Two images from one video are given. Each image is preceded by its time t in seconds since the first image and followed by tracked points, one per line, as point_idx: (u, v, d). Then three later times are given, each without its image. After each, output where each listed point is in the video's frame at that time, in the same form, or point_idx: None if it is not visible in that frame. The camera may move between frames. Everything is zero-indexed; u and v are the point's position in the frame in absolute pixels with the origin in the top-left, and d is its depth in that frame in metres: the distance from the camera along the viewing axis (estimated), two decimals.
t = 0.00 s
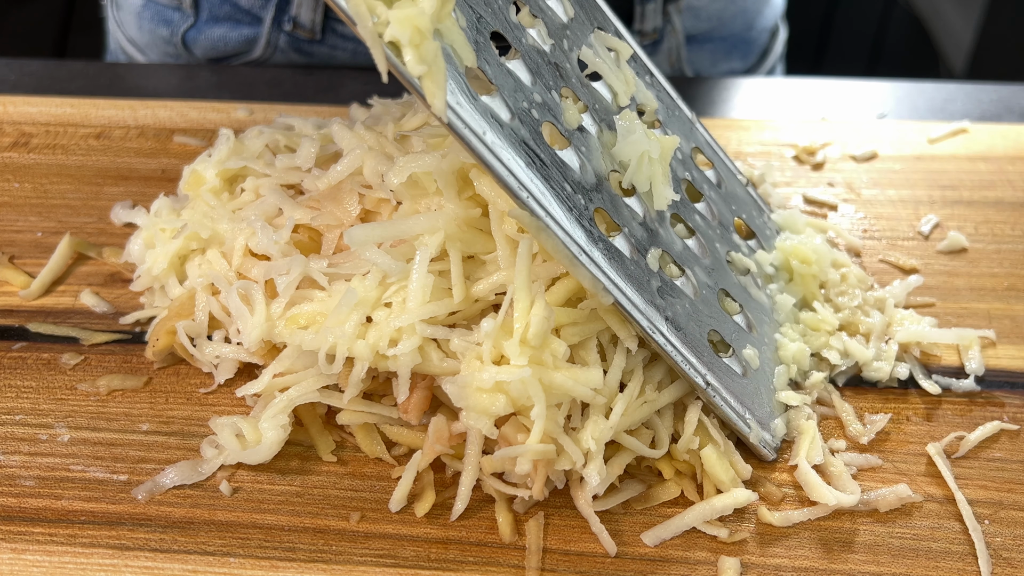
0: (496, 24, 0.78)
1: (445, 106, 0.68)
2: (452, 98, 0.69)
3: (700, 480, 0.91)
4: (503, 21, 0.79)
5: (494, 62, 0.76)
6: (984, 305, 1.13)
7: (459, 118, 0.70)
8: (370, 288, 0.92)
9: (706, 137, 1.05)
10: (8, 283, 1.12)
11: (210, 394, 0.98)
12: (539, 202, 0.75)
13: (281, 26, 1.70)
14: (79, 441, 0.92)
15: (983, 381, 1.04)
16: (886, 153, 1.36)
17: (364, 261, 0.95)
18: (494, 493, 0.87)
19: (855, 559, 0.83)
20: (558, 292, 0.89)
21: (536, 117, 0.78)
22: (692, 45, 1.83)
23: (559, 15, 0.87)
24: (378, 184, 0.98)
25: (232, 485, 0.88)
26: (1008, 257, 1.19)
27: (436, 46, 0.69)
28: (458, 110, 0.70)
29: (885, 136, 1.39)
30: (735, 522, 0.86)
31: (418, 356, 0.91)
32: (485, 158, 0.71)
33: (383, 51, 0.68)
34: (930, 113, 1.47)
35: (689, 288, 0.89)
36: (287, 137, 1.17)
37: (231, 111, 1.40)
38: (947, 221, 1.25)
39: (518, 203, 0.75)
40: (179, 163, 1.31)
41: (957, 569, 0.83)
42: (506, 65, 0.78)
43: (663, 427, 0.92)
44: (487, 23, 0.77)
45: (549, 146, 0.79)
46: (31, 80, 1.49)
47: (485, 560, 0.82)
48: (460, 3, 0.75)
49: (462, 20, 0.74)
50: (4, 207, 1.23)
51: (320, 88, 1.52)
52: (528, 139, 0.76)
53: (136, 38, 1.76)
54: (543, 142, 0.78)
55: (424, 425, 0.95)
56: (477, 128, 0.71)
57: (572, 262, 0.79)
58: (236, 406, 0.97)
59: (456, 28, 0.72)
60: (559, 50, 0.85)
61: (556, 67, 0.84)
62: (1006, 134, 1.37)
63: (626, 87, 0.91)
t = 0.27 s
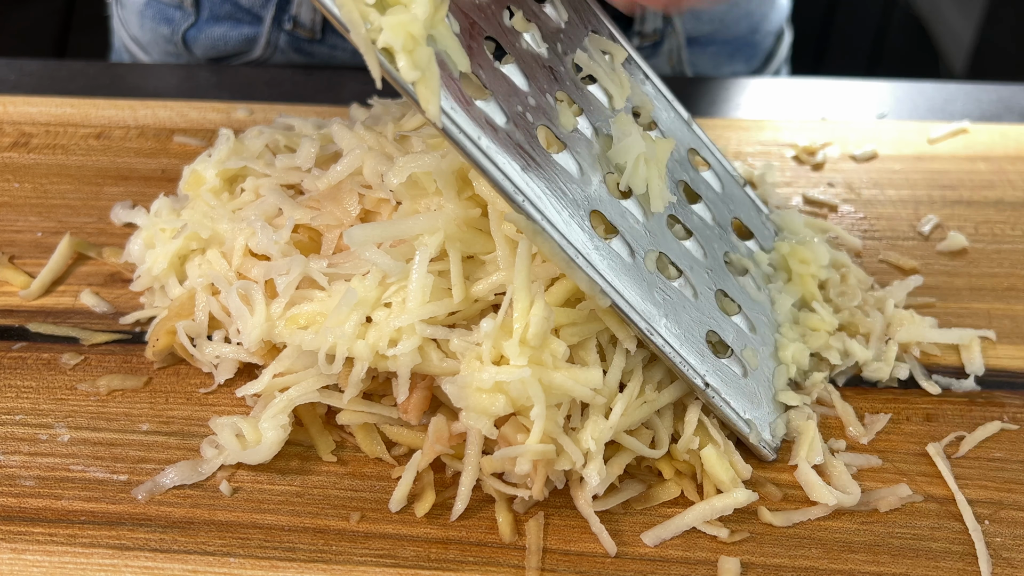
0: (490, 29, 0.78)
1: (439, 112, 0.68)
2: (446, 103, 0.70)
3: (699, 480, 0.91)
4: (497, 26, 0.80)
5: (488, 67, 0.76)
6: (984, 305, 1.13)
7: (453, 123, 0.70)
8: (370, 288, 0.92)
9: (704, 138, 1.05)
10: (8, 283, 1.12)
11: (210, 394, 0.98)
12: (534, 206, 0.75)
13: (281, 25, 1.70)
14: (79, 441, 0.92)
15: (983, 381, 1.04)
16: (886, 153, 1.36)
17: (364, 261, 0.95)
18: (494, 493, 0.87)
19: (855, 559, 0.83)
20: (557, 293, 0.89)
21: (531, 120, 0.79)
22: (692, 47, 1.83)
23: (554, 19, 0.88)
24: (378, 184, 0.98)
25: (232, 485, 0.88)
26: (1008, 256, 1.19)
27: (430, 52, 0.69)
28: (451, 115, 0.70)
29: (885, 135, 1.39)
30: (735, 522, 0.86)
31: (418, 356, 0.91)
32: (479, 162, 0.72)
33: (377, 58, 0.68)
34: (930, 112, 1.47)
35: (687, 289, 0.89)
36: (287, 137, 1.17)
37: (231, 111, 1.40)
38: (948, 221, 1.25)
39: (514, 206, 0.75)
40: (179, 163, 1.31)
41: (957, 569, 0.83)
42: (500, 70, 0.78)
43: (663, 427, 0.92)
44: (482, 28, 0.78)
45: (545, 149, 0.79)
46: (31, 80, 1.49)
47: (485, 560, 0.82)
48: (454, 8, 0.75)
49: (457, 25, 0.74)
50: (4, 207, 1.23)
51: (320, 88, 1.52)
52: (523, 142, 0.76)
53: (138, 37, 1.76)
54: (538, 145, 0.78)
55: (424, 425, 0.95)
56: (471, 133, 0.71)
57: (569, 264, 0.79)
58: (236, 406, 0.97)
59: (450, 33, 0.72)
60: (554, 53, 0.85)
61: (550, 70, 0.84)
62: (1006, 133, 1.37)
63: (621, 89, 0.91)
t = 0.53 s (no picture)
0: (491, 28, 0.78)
1: (441, 111, 0.68)
2: (447, 102, 0.70)
3: (700, 480, 0.91)
4: (497, 25, 0.80)
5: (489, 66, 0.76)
6: (984, 305, 1.13)
7: (455, 122, 0.70)
8: (370, 288, 0.92)
9: (704, 138, 1.05)
10: (8, 283, 1.12)
11: (210, 394, 0.98)
12: (535, 205, 0.75)
13: (281, 23, 1.70)
14: (79, 441, 0.92)
15: (983, 381, 1.04)
16: (886, 153, 1.36)
17: (364, 261, 0.95)
18: (494, 493, 0.87)
19: (856, 559, 0.83)
20: (557, 292, 0.89)
21: (531, 119, 0.79)
22: (692, 46, 1.83)
23: (554, 19, 0.88)
24: (378, 184, 0.98)
25: (232, 485, 0.88)
26: (1008, 257, 1.19)
27: (431, 50, 0.69)
28: (454, 115, 0.70)
29: (885, 135, 1.39)
30: (735, 522, 0.86)
31: (418, 356, 0.91)
32: (481, 162, 0.72)
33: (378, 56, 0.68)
34: (930, 113, 1.47)
35: (688, 289, 0.89)
36: (287, 137, 1.17)
37: (231, 111, 1.40)
38: (948, 221, 1.25)
39: (515, 205, 0.75)
40: (179, 163, 1.31)
41: (957, 569, 0.83)
42: (500, 69, 0.78)
43: (663, 427, 0.93)
44: (482, 27, 0.78)
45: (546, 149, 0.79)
46: (31, 80, 1.49)
47: (485, 560, 0.82)
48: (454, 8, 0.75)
49: (457, 25, 0.75)
50: (3, 207, 1.23)
51: (320, 88, 1.52)
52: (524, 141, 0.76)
53: (137, 36, 1.76)
54: (539, 144, 0.78)
55: (424, 425, 0.95)
56: (472, 132, 0.71)
57: (570, 264, 0.79)
58: (236, 406, 0.97)
59: (451, 32, 0.73)
60: (554, 53, 0.86)
61: (551, 70, 0.84)
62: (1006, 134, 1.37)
63: (622, 88, 0.91)
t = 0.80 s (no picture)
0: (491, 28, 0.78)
1: (440, 111, 0.68)
2: (447, 102, 0.70)
3: (700, 480, 0.91)
4: (498, 25, 0.79)
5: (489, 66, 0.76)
6: (984, 305, 1.13)
7: (454, 122, 0.70)
8: (371, 288, 0.92)
9: (703, 137, 1.05)
10: (8, 283, 1.12)
11: (210, 394, 0.98)
12: (535, 205, 0.75)
13: (281, 23, 1.70)
14: (79, 441, 0.92)
15: (984, 381, 1.04)
16: (886, 153, 1.36)
17: (364, 261, 0.95)
18: (494, 493, 0.87)
19: (856, 559, 0.83)
20: (557, 292, 0.89)
21: (532, 119, 0.78)
22: (692, 45, 1.83)
23: (554, 19, 0.87)
24: (378, 184, 0.98)
25: (232, 485, 0.88)
26: (1008, 256, 1.19)
27: (431, 51, 0.69)
28: (453, 115, 0.70)
29: (885, 135, 1.39)
30: (735, 522, 0.86)
31: (418, 356, 0.91)
32: (480, 161, 0.72)
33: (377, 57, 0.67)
34: (930, 113, 1.47)
35: (687, 289, 0.89)
36: (287, 137, 1.17)
37: (231, 111, 1.40)
38: (948, 221, 1.25)
39: (514, 206, 0.75)
40: (179, 163, 1.31)
41: (957, 569, 0.83)
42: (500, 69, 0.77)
43: (663, 427, 0.93)
44: (482, 26, 0.78)
45: (546, 149, 0.79)
46: (31, 80, 1.49)
47: (485, 560, 0.82)
48: (455, 8, 0.75)
49: (457, 25, 0.74)
50: (3, 207, 1.23)
51: (320, 88, 1.52)
52: (524, 141, 0.76)
53: (137, 37, 1.76)
54: (539, 145, 0.78)
55: (424, 425, 0.95)
56: (472, 132, 0.71)
57: (569, 264, 0.79)
58: (236, 406, 0.97)
59: (451, 32, 0.73)
60: (554, 53, 0.85)
61: (551, 70, 0.84)
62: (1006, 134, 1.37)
63: (621, 89, 0.91)
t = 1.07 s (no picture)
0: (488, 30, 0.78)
1: (437, 114, 0.68)
2: (444, 104, 0.70)
3: (700, 480, 0.91)
4: (495, 28, 0.79)
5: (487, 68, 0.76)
6: (983, 306, 1.13)
7: (452, 124, 0.70)
8: (370, 288, 0.92)
9: (701, 138, 1.05)
10: (8, 283, 1.12)
11: (210, 394, 0.98)
12: (533, 207, 0.75)
13: (281, 24, 1.70)
14: (79, 441, 0.92)
15: (984, 380, 1.04)
16: (886, 153, 1.36)
17: (364, 261, 0.95)
18: (494, 493, 0.87)
19: (855, 559, 0.83)
20: (557, 292, 0.89)
21: (530, 121, 0.78)
22: (692, 46, 1.83)
23: (551, 21, 0.87)
24: (378, 184, 0.98)
25: (232, 485, 0.88)
26: (1008, 256, 1.19)
27: (428, 54, 0.69)
28: (450, 116, 0.70)
29: (885, 135, 1.39)
30: (735, 522, 0.86)
31: (418, 356, 0.91)
32: (478, 163, 0.72)
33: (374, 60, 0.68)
34: (929, 112, 1.47)
35: (686, 289, 0.89)
36: (287, 137, 1.17)
37: (231, 111, 1.40)
38: (947, 221, 1.25)
39: (512, 208, 0.75)
40: (179, 163, 1.31)
41: (957, 569, 0.83)
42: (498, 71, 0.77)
43: (663, 427, 0.92)
44: (479, 29, 0.77)
45: (543, 150, 0.79)
46: (31, 80, 1.49)
47: (485, 560, 0.82)
48: (451, 11, 0.75)
49: (454, 27, 0.74)
50: (3, 207, 1.23)
51: (320, 88, 1.52)
52: (522, 143, 0.76)
53: (137, 37, 1.76)
54: (537, 146, 0.78)
55: (424, 426, 0.95)
56: (469, 134, 0.71)
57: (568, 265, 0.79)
58: (236, 406, 0.97)
59: (447, 35, 0.72)
60: (552, 55, 0.85)
61: (549, 71, 0.84)
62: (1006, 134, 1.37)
63: (619, 90, 0.91)
